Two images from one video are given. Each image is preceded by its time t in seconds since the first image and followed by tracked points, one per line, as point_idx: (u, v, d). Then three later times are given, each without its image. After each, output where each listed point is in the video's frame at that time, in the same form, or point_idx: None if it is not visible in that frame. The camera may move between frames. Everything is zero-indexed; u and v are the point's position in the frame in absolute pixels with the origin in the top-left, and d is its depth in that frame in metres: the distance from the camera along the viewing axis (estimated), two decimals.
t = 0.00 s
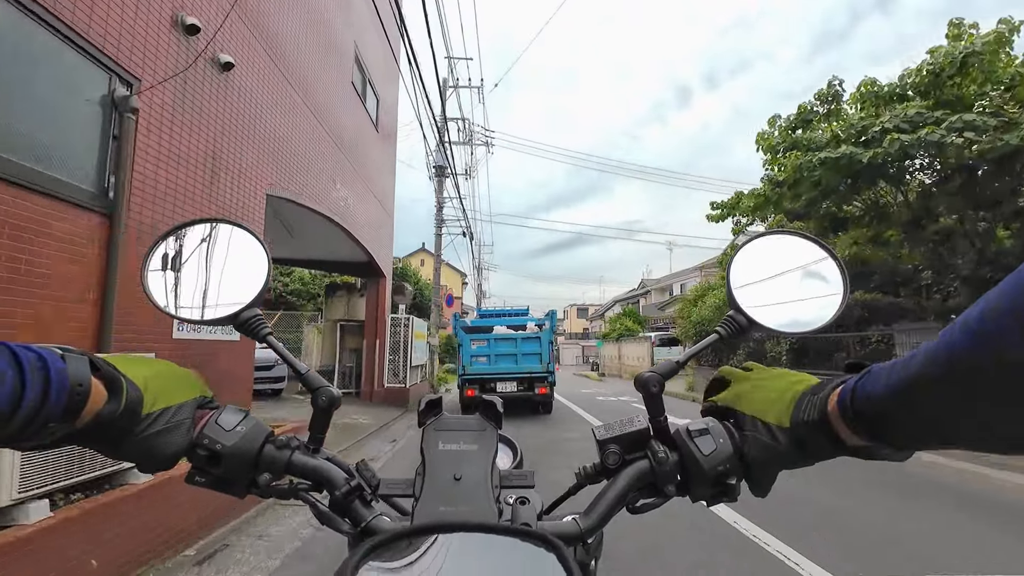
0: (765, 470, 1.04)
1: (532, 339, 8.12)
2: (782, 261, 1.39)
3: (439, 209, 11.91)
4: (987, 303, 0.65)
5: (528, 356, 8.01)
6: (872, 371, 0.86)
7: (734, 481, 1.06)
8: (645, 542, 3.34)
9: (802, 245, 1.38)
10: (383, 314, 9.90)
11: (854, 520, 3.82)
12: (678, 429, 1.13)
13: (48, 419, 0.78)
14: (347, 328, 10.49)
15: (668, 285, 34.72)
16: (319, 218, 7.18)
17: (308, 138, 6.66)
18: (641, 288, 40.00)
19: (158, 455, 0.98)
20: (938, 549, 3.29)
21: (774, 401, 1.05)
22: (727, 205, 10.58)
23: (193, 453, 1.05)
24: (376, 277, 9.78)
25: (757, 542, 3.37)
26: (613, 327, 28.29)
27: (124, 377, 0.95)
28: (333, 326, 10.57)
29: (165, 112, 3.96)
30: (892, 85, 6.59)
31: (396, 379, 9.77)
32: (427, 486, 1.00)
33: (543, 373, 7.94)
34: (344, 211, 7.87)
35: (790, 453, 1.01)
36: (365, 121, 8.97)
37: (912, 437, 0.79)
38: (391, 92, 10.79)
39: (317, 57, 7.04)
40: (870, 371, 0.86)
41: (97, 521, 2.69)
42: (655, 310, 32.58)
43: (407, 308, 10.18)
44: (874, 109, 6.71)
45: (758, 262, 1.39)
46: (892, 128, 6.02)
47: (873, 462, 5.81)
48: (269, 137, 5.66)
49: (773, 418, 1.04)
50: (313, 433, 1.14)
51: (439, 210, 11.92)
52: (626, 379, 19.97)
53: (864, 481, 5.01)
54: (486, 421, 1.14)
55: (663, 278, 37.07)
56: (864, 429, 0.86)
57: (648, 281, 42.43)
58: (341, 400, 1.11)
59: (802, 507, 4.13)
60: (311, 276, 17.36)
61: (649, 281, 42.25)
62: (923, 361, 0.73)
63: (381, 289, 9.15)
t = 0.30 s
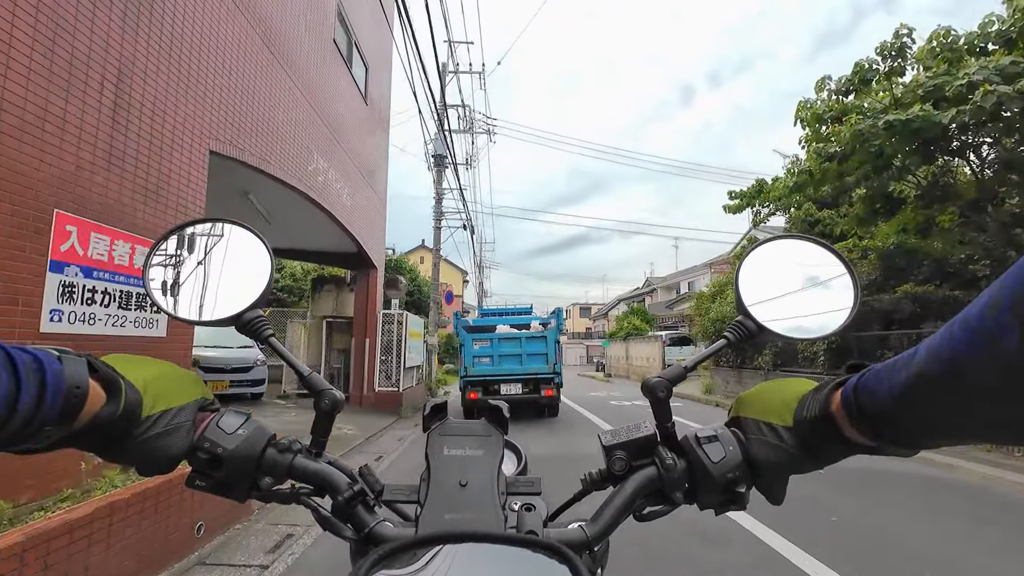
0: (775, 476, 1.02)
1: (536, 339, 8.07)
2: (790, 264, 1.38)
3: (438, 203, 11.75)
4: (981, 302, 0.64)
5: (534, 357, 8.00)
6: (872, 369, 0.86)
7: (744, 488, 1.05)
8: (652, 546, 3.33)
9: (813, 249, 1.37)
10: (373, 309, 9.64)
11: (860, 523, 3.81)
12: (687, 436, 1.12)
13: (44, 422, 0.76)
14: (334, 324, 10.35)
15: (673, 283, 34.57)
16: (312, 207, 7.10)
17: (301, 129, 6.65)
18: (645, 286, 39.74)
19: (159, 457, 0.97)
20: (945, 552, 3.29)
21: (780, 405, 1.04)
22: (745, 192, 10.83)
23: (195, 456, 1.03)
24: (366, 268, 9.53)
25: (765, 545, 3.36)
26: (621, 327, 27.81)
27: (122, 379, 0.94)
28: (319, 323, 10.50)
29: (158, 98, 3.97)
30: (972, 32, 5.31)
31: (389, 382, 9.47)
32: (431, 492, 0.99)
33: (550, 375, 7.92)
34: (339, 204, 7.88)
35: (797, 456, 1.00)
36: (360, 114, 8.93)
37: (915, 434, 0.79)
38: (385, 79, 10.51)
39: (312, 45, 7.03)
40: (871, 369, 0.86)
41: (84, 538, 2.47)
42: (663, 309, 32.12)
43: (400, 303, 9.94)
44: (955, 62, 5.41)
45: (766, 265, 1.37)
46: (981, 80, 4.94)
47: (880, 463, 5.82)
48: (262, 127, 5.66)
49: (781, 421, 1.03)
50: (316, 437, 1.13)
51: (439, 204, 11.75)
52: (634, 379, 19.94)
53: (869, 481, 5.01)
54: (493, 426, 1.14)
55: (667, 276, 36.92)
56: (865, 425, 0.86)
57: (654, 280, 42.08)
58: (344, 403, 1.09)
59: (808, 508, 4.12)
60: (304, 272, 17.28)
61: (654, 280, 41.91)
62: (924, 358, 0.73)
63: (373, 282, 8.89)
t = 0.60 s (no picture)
0: (778, 478, 1.00)
1: (544, 338, 8.07)
2: (796, 265, 1.35)
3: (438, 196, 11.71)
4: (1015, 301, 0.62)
5: (540, 356, 7.97)
6: (883, 373, 0.84)
7: (746, 491, 1.03)
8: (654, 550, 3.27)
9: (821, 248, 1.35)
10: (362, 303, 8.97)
11: (871, 527, 3.73)
12: (689, 438, 1.10)
13: (52, 411, 0.78)
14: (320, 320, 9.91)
15: (683, 282, 34.28)
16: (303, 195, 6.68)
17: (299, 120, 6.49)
18: (655, 285, 39.29)
19: (164, 447, 0.99)
20: (960, 555, 3.23)
21: (785, 408, 1.02)
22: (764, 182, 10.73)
23: (199, 447, 1.05)
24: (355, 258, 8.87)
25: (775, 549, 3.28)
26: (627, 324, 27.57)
27: (129, 369, 0.96)
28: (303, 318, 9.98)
29: (138, 72, 3.78)
30: None
31: (380, 385, 8.81)
32: (428, 487, 1.00)
33: (556, 375, 7.87)
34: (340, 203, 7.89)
35: (801, 459, 0.98)
36: (359, 109, 8.87)
37: (928, 441, 0.77)
38: (378, 65, 10.07)
39: (313, 42, 6.99)
40: (882, 374, 0.84)
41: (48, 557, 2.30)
42: (671, 307, 31.73)
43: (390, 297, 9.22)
44: None
45: (771, 266, 1.35)
46: None
47: (895, 468, 5.70)
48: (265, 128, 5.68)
49: (787, 425, 1.01)
50: (318, 430, 1.14)
51: (440, 197, 11.71)
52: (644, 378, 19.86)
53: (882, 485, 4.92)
54: (492, 423, 1.14)
55: (677, 274, 36.63)
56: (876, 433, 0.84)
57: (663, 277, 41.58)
58: (347, 397, 1.10)
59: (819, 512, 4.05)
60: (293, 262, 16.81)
61: (663, 277, 41.41)
62: (940, 363, 0.71)
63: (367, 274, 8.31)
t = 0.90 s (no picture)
0: (780, 474, 1.00)
1: (550, 337, 8.06)
2: (798, 264, 1.36)
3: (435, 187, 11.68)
4: None
5: (545, 357, 7.98)
6: (884, 372, 0.84)
7: (748, 488, 1.03)
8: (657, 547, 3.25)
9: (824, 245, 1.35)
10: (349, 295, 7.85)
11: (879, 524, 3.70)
12: (691, 434, 1.10)
13: (62, 410, 0.80)
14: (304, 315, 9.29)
15: (688, 278, 34.10)
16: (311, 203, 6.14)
17: (313, 128, 6.08)
18: (660, 281, 38.99)
19: (173, 445, 1.01)
20: (971, 551, 3.21)
21: (788, 406, 1.02)
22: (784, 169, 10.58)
23: (205, 445, 1.06)
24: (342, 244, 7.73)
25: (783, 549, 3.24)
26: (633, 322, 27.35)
27: (138, 368, 0.98)
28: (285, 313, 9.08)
29: (124, 38, 3.30)
30: None
31: (368, 389, 7.72)
32: (431, 484, 1.00)
33: (562, 377, 7.88)
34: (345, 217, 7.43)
35: (804, 456, 0.97)
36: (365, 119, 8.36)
37: (929, 439, 0.77)
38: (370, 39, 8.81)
39: (330, 54, 6.65)
40: (883, 372, 0.83)
41: None
42: (678, 305, 31.44)
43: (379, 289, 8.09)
44: None
45: (775, 265, 1.35)
46: None
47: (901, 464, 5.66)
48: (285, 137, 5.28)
49: (789, 422, 1.01)
50: (323, 428, 1.15)
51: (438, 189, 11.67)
52: (649, 374, 19.78)
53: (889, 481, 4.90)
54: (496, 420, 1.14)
55: (682, 270, 36.47)
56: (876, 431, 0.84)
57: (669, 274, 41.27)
58: (351, 395, 1.11)
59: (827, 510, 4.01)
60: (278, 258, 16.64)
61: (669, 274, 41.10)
62: (941, 361, 0.71)
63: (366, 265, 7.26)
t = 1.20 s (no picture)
0: (794, 474, 1.00)
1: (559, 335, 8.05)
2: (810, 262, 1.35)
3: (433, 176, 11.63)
4: None
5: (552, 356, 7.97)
6: (895, 367, 0.83)
7: (762, 488, 1.03)
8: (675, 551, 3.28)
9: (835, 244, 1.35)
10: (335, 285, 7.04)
11: (894, 529, 3.71)
12: (703, 434, 1.10)
13: (76, 413, 0.80)
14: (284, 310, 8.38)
15: (694, 276, 34.09)
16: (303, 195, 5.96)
17: (307, 116, 5.91)
18: (666, 278, 38.79)
19: (184, 448, 1.01)
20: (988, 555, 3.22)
21: (801, 405, 1.02)
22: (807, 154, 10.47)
23: (217, 449, 1.06)
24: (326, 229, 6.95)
25: (796, 554, 3.24)
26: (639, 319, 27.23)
27: (150, 372, 0.97)
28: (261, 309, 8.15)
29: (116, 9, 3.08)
30: None
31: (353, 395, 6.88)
32: (447, 487, 1.00)
33: (571, 378, 7.88)
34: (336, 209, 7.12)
35: (819, 455, 0.97)
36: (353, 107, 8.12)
37: (944, 435, 0.76)
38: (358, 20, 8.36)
39: (322, 36, 6.47)
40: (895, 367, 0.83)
41: None
42: (686, 303, 31.29)
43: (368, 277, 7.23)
44: None
45: (785, 264, 1.35)
46: None
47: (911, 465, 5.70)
48: (276, 123, 5.04)
49: (804, 423, 1.00)
50: (333, 431, 1.15)
51: (435, 177, 11.66)
52: (659, 374, 19.86)
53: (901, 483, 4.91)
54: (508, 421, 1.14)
55: (687, 267, 36.43)
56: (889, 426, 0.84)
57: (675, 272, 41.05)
58: (361, 397, 1.10)
59: (839, 514, 4.02)
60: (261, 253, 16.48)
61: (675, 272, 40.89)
62: (955, 354, 0.71)
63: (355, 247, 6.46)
